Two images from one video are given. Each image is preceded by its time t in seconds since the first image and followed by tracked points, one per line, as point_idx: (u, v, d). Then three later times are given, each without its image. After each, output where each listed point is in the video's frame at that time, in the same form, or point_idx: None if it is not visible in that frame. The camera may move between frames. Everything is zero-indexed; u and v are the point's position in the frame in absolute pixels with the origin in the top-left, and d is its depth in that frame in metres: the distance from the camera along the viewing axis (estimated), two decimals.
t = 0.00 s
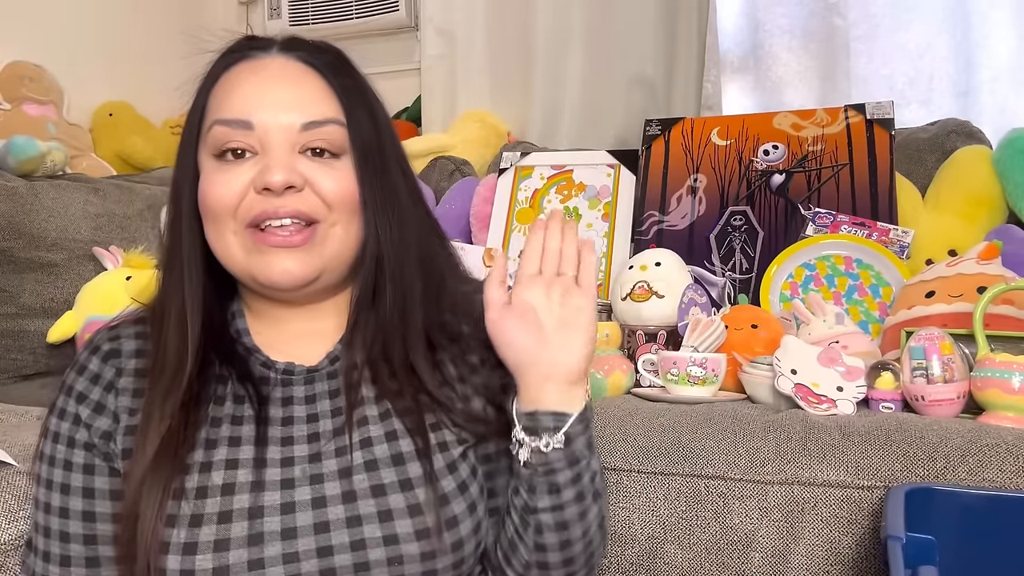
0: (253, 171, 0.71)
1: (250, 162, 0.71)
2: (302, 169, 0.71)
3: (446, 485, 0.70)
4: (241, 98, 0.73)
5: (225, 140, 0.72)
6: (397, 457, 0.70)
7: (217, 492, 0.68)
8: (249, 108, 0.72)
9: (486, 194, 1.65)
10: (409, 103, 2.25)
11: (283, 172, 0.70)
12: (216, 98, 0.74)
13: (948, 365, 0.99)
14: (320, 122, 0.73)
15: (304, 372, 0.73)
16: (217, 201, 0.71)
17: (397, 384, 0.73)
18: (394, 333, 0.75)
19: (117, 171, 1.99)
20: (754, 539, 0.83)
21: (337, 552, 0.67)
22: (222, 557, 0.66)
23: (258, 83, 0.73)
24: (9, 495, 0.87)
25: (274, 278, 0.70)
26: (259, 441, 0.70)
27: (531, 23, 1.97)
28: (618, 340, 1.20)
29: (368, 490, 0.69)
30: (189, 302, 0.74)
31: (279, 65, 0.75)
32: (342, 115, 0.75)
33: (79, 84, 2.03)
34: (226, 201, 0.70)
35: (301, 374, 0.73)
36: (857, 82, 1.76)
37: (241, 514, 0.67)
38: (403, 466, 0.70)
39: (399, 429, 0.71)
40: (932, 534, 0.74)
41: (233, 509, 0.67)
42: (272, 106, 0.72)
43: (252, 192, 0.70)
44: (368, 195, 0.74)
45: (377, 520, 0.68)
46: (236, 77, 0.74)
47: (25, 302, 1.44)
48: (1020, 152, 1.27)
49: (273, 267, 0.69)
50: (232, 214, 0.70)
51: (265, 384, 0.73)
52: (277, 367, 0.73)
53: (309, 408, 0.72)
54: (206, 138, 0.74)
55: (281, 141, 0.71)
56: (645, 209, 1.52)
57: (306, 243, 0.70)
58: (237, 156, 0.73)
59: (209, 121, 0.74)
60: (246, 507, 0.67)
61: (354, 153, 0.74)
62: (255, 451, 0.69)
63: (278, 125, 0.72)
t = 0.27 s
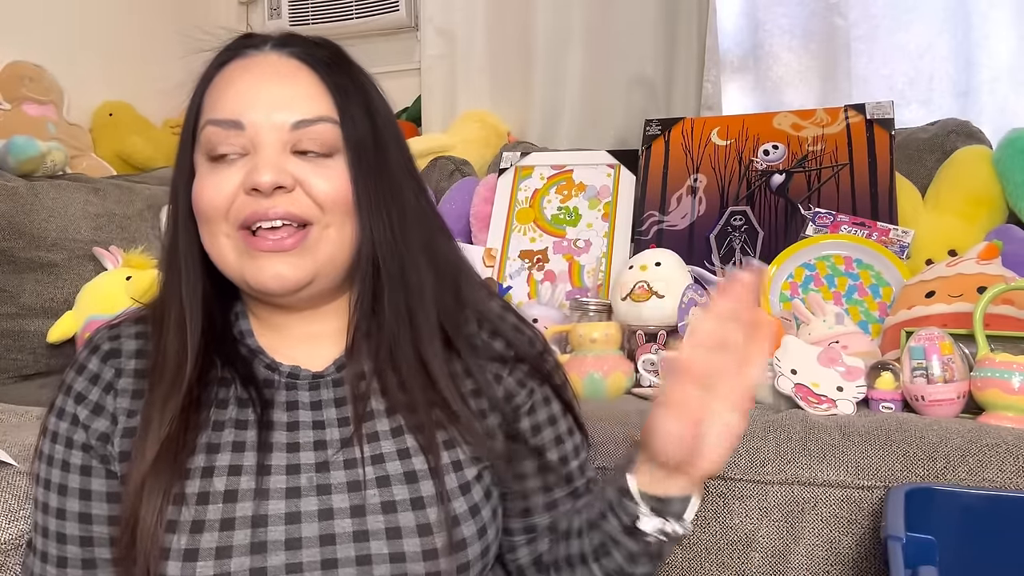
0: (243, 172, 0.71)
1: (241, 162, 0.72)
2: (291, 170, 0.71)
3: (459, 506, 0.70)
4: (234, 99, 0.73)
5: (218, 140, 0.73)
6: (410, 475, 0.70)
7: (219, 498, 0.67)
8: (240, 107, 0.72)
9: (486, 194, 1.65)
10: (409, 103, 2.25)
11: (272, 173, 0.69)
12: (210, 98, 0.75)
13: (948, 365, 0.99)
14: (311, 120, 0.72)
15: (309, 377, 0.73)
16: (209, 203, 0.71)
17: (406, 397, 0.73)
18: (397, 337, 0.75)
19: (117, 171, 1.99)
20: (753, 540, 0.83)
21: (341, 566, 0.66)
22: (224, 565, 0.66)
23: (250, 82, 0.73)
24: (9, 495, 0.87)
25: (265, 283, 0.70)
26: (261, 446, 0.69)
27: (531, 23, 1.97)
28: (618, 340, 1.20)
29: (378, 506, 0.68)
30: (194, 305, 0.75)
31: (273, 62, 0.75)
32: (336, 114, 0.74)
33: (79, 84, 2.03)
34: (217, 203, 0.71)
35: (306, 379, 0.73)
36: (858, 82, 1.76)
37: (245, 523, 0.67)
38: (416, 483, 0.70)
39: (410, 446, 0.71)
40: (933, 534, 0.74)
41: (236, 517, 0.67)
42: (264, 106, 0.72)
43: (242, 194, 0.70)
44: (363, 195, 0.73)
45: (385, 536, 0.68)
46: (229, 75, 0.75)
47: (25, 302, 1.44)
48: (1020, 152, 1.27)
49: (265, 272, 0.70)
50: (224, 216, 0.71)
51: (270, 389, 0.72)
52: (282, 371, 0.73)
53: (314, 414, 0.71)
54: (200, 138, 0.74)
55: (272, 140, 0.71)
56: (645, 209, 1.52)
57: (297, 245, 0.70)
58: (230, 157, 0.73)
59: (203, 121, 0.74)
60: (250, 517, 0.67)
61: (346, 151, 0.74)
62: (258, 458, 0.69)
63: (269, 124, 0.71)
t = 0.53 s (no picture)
0: (241, 176, 0.70)
1: (239, 165, 0.71)
2: (291, 174, 0.70)
3: (463, 504, 0.71)
4: (230, 102, 0.72)
5: (215, 143, 0.72)
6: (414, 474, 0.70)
7: (220, 500, 0.67)
8: (238, 110, 0.72)
9: (486, 195, 1.65)
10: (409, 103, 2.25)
11: (271, 176, 0.69)
12: (206, 100, 0.74)
13: (948, 365, 0.99)
14: (310, 122, 0.72)
15: (309, 377, 0.73)
16: (207, 207, 0.71)
17: (407, 396, 0.73)
18: (397, 337, 0.76)
19: (117, 171, 1.99)
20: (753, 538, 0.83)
21: (345, 566, 0.66)
22: (226, 566, 0.65)
23: (248, 84, 0.73)
24: (9, 495, 0.87)
25: (265, 286, 0.70)
26: (262, 447, 0.69)
27: (531, 23, 1.97)
28: (618, 340, 1.20)
29: (382, 505, 0.68)
30: (187, 308, 0.75)
31: (269, 63, 0.75)
32: (335, 116, 0.74)
33: (79, 84, 2.03)
34: (215, 207, 0.70)
35: (306, 379, 0.73)
36: (857, 82, 1.76)
37: (248, 524, 0.66)
38: (420, 482, 0.70)
39: (412, 445, 0.71)
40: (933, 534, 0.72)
41: (238, 519, 0.67)
42: (261, 107, 0.72)
43: (241, 198, 0.70)
44: (362, 198, 0.73)
45: (389, 535, 0.67)
46: (227, 77, 0.74)
47: (25, 302, 1.44)
48: (1019, 152, 1.27)
49: (264, 276, 0.69)
50: (222, 220, 0.70)
51: (269, 390, 0.73)
52: (282, 371, 0.73)
53: (315, 414, 0.72)
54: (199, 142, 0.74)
55: (270, 143, 0.71)
56: (645, 209, 1.52)
57: (296, 249, 0.70)
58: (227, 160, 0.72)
59: (199, 124, 0.74)
60: (253, 518, 0.67)
61: (345, 153, 0.74)
62: (258, 459, 0.69)
63: (267, 127, 0.71)
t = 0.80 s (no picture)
0: (241, 179, 0.70)
1: (238, 168, 0.71)
2: (290, 177, 0.70)
3: (455, 496, 0.70)
4: (228, 104, 0.72)
5: (214, 146, 0.72)
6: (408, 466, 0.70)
7: (218, 496, 0.67)
8: (236, 112, 0.72)
9: (486, 194, 1.65)
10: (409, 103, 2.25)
11: (271, 180, 0.69)
12: (203, 102, 0.74)
13: (948, 365, 0.99)
14: (309, 125, 0.72)
15: (305, 374, 0.73)
16: (206, 210, 0.71)
17: (402, 391, 0.73)
18: (392, 335, 0.76)
19: (117, 171, 1.99)
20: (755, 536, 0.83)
21: (341, 559, 0.66)
22: (224, 562, 0.65)
23: (247, 87, 0.73)
24: (9, 494, 0.87)
25: (266, 292, 0.70)
26: (258, 443, 0.69)
27: (531, 23, 1.97)
28: (618, 340, 1.20)
29: (377, 497, 0.68)
30: (185, 307, 0.75)
31: (266, 65, 0.75)
32: (333, 118, 0.74)
33: (79, 84, 2.03)
34: (215, 210, 0.70)
35: (302, 376, 0.73)
36: (857, 83, 1.76)
37: (244, 519, 0.67)
38: (414, 474, 0.70)
39: (405, 438, 0.71)
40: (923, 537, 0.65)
41: (235, 514, 0.67)
42: (260, 110, 0.72)
43: (241, 201, 0.70)
44: (359, 200, 0.73)
45: (384, 527, 0.67)
46: (226, 79, 0.74)
47: (25, 302, 1.44)
48: (1019, 152, 1.27)
49: (265, 281, 0.70)
50: (221, 224, 0.70)
51: (265, 388, 0.73)
52: (277, 369, 0.73)
53: (310, 410, 0.72)
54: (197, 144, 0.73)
55: (269, 146, 0.71)
56: (645, 209, 1.52)
57: (297, 255, 0.71)
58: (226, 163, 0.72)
59: (196, 127, 0.74)
60: (249, 512, 0.67)
61: (343, 155, 0.74)
62: (255, 455, 0.69)
63: (266, 130, 0.71)
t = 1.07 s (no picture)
0: (238, 182, 0.70)
1: (236, 171, 0.71)
2: (288, 180, 0.70)
3: (455, 501, 0.71)
4: (223, 108, 0.72)
5: (211, 149, 0.72)
6: (406, 469, 0.70)
7: (215, 499, 0.67)
8: (233, 115, 0.71)
9: (486, 194, 1.65)
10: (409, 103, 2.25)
11: (269, 183, 0.69)
12: (199, 105, 0.74)
13: (948, 365, 0.98)
14: (306, 128, 0.72)
15: (303, 377, 0.73)
16: (203, 213, 0.70)
17: (401, 394, 0.73)
18: (391, 338, 0.76)
19: (117, 171, 1.99)
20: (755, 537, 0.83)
21: (340, 563, 0.66)
22: (221, 565, 0.65)
23: (244, 89, 0.72)
24: (9, 495, 0.87)
25: (263, 291, 0.70)
26: (256, 447, 0.69)
27: (530, 23, 1.97)
28: (618, 340, 1.20)
29: (375, 502, 0.68)
30: (182, 309, 0.74)
31: (261, 68, 0.74)
32: (330, 120, 0.74)
33: (79, 84, 2.03)
34: (212, 213, 0.70)
35: (301, 379, 0.73)
36: (857, 83, 1.76)
37: (242, 523, 0.66)
38: (413, 478, 0.70)
39: (404, 443, 0.71)
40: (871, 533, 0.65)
41: (233, 518, 0.67)
42: (257, 113, 0.71)
43: (238, 205, 0.69)
44: (357, 202, 0.73)
45: (383, 531, 0.68)
46: (223, 83, 0.74)
47: (25, 302, 1.44)
48: (1019, 152, 1.27)
49: (262, 281, 0.70)
50: (219, 227, 0.70)
51: (263, 390, 0.73)
52: (276, 372, 0.73)
53: (309, 414, 0.72)
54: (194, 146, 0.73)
55: (266, 149, 0.71)
56: (645, 209, 1.52)
57: (294, 253, 0.70)
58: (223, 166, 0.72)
59: (192, 130, 0.74)
60: (247, 516, 0.67)
61: (340, 157, 0.74)
62: (253, 458, 0.69)
63: (262, 133, 0.71)
